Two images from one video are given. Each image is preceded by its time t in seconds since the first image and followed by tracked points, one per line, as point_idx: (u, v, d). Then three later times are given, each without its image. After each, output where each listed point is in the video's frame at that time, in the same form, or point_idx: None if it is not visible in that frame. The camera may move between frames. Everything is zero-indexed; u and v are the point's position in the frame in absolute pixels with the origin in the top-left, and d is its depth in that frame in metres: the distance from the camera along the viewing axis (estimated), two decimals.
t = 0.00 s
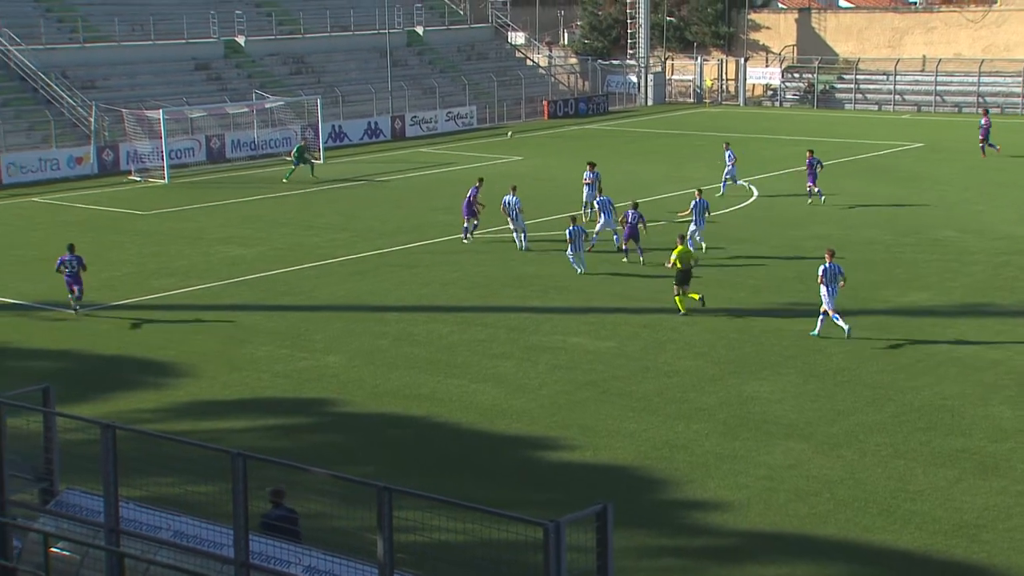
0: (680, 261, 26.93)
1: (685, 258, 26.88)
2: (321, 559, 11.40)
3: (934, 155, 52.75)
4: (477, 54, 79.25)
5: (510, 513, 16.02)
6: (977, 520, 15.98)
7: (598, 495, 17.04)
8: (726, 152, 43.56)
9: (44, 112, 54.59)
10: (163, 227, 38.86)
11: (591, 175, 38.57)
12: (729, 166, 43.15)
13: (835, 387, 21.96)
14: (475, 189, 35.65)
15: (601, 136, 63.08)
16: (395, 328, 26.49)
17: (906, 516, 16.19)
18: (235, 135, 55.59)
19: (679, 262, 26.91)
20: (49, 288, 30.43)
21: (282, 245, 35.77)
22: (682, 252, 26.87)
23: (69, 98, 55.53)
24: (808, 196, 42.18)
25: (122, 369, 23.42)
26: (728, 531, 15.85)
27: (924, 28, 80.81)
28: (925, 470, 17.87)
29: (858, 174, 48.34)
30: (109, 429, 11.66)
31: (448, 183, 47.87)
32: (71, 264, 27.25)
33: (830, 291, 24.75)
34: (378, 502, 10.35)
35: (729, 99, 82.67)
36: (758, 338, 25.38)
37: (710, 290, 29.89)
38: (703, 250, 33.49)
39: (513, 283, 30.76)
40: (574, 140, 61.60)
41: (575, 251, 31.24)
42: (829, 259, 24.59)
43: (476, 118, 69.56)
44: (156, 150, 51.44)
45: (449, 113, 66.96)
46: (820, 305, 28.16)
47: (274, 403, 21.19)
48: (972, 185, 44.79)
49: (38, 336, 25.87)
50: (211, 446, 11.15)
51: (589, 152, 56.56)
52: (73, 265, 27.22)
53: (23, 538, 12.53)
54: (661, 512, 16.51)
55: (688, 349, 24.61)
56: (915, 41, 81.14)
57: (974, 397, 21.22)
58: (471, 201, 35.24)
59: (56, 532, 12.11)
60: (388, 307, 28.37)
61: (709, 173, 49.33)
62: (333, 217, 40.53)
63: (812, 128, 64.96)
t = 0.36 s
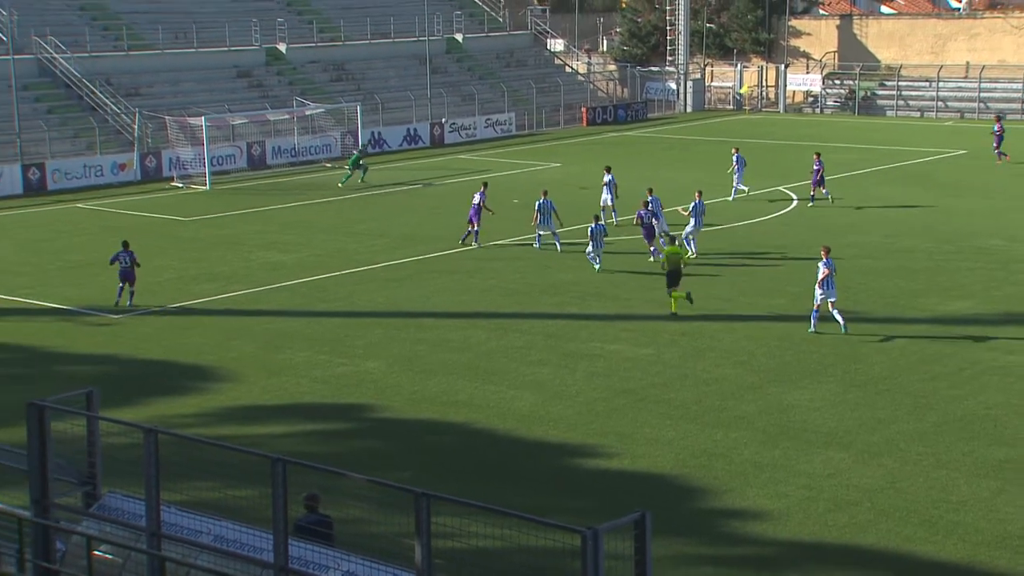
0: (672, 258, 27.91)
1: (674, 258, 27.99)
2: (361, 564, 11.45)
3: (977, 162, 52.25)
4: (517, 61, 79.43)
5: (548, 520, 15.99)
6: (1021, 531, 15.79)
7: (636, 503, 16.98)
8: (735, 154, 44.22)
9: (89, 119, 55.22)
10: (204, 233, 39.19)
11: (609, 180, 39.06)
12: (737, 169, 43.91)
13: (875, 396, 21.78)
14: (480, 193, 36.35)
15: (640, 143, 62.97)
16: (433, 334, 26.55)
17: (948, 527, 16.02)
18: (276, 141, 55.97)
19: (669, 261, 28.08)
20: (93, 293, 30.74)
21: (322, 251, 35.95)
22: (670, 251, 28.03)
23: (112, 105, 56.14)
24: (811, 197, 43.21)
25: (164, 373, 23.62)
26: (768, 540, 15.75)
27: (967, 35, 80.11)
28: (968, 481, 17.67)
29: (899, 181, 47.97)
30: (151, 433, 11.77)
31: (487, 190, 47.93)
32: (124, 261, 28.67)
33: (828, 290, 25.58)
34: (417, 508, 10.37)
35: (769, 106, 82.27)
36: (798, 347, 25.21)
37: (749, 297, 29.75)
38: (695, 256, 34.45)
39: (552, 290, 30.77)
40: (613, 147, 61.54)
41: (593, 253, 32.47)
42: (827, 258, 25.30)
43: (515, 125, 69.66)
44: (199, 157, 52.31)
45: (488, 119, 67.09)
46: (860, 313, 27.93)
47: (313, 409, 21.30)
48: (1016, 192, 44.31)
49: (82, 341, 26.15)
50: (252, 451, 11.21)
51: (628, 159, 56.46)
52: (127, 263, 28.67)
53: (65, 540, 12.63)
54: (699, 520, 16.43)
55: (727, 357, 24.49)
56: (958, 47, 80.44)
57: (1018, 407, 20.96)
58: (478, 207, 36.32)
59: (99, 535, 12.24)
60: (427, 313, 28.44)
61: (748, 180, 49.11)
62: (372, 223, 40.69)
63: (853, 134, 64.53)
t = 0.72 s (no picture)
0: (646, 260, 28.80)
1: (649, 257, 28.79)
2: (383, 567, 11.44)
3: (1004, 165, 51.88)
4: (541, 64, 79.44)
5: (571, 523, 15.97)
6: None
7: (659, 507, 16.94)
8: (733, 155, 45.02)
9: (115, 122, 55.60)
10: (229, 235, 39.39)
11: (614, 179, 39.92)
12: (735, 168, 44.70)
13: (900, 400, 21.65)
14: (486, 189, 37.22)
15: (664, 145, 62.87)
16: (456, 336, 26.57)
17: (974, 532, 15.91)
18: (301, 144, 56.19)
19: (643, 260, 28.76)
20: (119, 295, 30.97)
21: (346, 253, 36.06)
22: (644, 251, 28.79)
23: (138, 108, 56.50)
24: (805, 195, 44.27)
25: (189, 375, 23.75)
26: (791, 544, 15.67)
27: (995, 37, 79.51)
28: (994, 486, 17.55)
29: (925, 184, 47.69)
30: (176, 434, 11.81)
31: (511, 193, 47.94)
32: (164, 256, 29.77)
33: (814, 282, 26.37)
34: (440, 510, 10.36)
35: (794, 108, 81.88)
36: (822, 350, 25.10)
37: (773, 300, 29.63)
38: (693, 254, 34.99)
39: (575, 292, 30.75)
40: (637, 150, 61.45)
41: (597, 252, 32.81)
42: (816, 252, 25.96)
43: (538, 128, 69.64)
44: (223, 160, 52.68)
45: (512, 122, 67.11)
46: (885, 317, 27.79)
47: (336, 411, 21.37)
48: None
49: (107, 342, 26.32)
50: (276, 452, 11.24)
51: (651, 161, 56.35)
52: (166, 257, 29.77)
53: (91, 541, 12.71)
54: (723, 524, 16.37)
55: (751, 360, 24.40)
56: (985, 50, 79.88)
57: None
58: (483, 203, 37.15)
59: (124, 535, 12.31)
60: (450, 316, 28.47)
61: (773, 183, 48.95)
62: (396, 225, 40.79)
63: (879, 137, 64.19)
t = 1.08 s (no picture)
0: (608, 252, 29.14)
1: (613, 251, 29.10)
2: (397, 566, 11.45)
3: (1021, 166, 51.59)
4: (556, 64, 79.48)
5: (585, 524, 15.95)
6: None
7: (673, 508, 16.90)
8: (730, 153, 45.84)
9: (131, 122, 55.83)
10: (245, 235, 39.49)
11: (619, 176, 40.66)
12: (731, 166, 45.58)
13: (916, 402, 21.57)
14: (491, 184, 37.81)
15: (678, 146, 62.78)
16: (470, 337, 26.60)
17: (991, 534, 15.83)
18: (315, 144, 56.33)
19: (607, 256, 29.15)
20: (135, 294, 31.08)
21: (361, 254, 36.12)
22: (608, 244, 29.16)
23: (155, 109, 56.73)
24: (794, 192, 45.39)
25: (204, 375, 23.82)
26: (807, 546, 15.61)
27: (1012, 37, 79.10)
28: (1011, 488, 17.47)
29: (941, 185, 47.48)
30: (191, 434, 11.84)
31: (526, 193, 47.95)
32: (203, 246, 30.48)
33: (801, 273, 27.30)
34: (455, 511, 10.36)
35: (810, 109, 81.64)
36: (837, 351, 25.04)
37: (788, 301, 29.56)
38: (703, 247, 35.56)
39: (590, 293, 30.73)
40: (652, 150, 61.36)
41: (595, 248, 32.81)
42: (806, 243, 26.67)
43: (553, 128, 69.61)
44: (239, 160, 53.03)
45: (526, 122, 67.11)
46: (901, 317, 27.68)
47: (351, 411, 21.40)
48: None
49: (123, 342, 26.41)
50: (291, 452, 11.25)
51: (666, 162, 56.29)
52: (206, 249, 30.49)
53: (107, 540, 12.76)
54: (738, 525, 16.34)
55: (765, 361, 24.34)
56: (1002, 50, 79.55)
57: None
58: (489, 195, 37.93)
59: (140, 534, 12.34)
60: (464, 316, 28.48)
61: (788, 184, 48.83)
62: (410, 225, 40.84)
63: (895, 138, 63.94)
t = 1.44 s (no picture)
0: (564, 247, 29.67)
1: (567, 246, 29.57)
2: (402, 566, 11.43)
3: None
4: (560, 64, 79.48)
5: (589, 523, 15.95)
6: None
7: (679, 507, 16.89)
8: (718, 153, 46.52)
9: (136, 121, 55.86)
10: (250, 234, 39.49)
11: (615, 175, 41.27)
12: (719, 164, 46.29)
13: (921, 402, 21.55)
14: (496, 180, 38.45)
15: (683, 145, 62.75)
16: (475, 336, 26.58)
17: (996, 534, 15.81)
18: (320, 144, 56.34)
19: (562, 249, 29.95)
20: (140, 294, 31.09)
21: (366, 253, 36.10)
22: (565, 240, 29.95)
23: (160, 108, 56.78)
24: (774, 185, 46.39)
25: (209, 374, 23.81)
26: (813, 546, 15.59)
27: (1017, 37, 78.96)
28: (1017, 488, 17.44)
29: (947, 184, 47.42)
30: (197, 433, 11.85)
31: (531, 192, 47.91)
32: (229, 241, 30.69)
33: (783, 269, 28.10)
34: (459, 510, 10.35)
35: (814, 108, 81.52)
36: (843, 351, 25.00)
37: (792, 300, 29.52)
38: (703, 245, 36.05)
39: (595, 292, 30.71)
40: (657, 150, 61.31)
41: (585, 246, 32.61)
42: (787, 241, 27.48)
43: (557, 128, 69.58)
44: (244, 160, 52.23)
45: (531, 122, 67.11)
46: (906, 317, 27.65)
47: (355, 411, 21.39)
48: None
49: (128, 341, 26.41)
50: (296, 451, 11.25)
51: (671, 161, 56.26)
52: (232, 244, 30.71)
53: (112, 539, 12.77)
54: (743, 525, 16.32)
55: (770, 361, 24.31)
56: (1008, 50, 79.47)
57: None
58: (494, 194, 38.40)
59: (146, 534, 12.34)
60: (469, 316, 28.47)
61: (793, 183, 48.78)
62: (416, 225, 40.83)
63: (901, 137, 63.86)
